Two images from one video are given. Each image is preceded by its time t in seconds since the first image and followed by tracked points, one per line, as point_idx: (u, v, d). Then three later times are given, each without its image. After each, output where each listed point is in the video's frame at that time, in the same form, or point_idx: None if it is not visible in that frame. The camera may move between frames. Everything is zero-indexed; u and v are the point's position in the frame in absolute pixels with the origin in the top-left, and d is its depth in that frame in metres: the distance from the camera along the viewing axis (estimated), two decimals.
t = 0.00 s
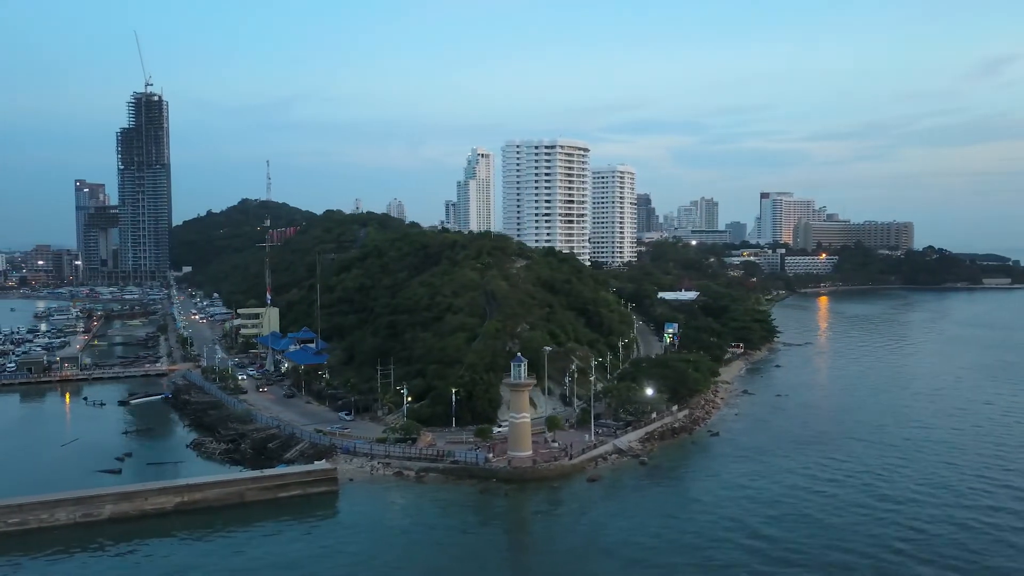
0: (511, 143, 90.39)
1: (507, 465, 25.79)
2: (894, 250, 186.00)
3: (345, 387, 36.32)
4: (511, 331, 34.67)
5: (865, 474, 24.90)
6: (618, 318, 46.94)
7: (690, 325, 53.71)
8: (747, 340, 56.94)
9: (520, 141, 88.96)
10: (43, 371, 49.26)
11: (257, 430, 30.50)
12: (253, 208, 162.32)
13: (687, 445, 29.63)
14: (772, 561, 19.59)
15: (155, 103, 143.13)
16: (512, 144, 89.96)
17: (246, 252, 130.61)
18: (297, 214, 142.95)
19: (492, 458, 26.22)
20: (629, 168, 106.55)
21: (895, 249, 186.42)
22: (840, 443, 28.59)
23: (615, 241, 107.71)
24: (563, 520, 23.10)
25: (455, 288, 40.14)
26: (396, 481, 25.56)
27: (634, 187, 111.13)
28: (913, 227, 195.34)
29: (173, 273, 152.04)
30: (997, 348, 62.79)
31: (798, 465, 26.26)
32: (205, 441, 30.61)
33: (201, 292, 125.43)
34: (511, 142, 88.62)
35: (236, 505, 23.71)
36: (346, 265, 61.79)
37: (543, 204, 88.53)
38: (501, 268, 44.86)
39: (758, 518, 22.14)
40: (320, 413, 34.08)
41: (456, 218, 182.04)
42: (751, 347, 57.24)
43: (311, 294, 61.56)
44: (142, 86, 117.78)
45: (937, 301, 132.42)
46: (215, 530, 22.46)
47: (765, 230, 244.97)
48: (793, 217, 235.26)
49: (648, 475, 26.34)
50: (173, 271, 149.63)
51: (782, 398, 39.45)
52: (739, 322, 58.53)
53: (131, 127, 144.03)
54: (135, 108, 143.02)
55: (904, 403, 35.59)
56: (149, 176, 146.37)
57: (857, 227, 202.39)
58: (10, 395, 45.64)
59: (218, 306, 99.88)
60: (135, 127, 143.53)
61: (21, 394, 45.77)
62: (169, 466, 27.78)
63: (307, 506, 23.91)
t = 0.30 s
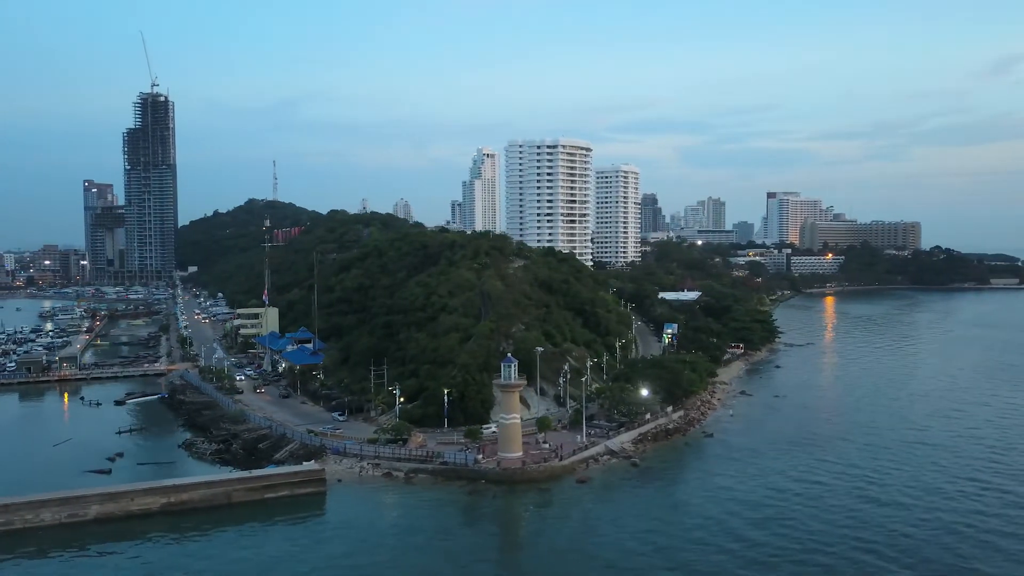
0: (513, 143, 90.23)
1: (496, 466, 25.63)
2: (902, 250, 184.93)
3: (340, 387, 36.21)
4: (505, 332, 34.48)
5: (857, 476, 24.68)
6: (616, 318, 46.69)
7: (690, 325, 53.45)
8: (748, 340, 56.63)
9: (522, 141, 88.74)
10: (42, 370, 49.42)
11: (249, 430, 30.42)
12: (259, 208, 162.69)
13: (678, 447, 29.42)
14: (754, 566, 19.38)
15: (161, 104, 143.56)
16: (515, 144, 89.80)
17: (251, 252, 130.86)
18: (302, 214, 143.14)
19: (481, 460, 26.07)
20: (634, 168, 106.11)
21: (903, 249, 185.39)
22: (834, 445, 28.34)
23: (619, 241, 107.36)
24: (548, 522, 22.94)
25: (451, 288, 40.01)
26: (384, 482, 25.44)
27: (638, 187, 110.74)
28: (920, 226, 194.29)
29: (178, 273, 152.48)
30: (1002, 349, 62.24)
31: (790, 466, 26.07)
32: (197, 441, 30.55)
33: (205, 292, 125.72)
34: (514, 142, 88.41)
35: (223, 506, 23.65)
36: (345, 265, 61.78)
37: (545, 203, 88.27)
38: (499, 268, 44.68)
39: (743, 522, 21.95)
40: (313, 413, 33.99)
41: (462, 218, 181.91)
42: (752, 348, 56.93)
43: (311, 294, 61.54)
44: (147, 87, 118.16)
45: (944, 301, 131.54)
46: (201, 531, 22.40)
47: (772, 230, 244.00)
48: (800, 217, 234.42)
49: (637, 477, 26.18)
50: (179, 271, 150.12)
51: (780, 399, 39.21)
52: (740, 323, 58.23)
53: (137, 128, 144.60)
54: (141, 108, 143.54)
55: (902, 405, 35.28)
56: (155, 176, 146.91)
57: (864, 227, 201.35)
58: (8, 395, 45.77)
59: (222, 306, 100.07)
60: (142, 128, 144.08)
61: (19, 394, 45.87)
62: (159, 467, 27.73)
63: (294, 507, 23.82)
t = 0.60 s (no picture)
0: (516, 142, 90.08)
1: (484, 467, 25.48)
2: (908, 250, 183.96)
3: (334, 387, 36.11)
4: (499, 332, 34.32)
5: (849, 478, 24.49)
6: (614, 318, 46.48)
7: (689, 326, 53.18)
8: (748, 341, 56.35)
9: (524, 140, 88.51)
10: (41, 370, 49.56)
11: (241, 431, 30.37)
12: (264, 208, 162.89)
13: (669, 448, 29.24)
14: (738, 569, 19.25)
15: (167, 104, 144.07)
16: (517, 143, 89.61)
17: (255, 252, 131.04)
18: (306, 215, 143.33)
19: (470, 461, 25.93)
20: (637, 167, 105.79)
21: (909, 249, 184.40)
22: (827, 447, 28.12)
23: (622, 240, 107.09)
24: (533, 523, 22.81)
25: (446, 288, 39.92)
26: (373, 482, 25.35)
27: (641, 186, 110.37)
28: (927, 226, 193.22)
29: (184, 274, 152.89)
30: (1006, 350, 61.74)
31: (782, 469, 25.89)
32: (189, 442, 30.53)
33: (209, 293, 125.98)
34: (516, 141, 88.23)
35: (209, 507, 23.55)
36: (345, 264, 61.75)
37: (547, 203, 87.96)
38: (495, 268, 44.52)
39: (728, 525, 21.78)
40: (307, 413, 33.93)
41: (467, 218, 181.88)
42: (751, 349, 56.62)
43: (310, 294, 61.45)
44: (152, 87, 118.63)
45: (950, 301, 130.75)
46: (186, 531, 22.34)
47: (778, 229, 243.10)
48: (806, 216, 233.56)
49: (629, 478, 26.00)
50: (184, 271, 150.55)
51: (777, 400, 38.97)
52: (740, 324, 57.97)
53: (143, 128, 145.15)
54: (147, 109, 144.03)
55: (899, 406, 35.01)
56: (160, 176, 147.34)
57: (871, 227, 200.38)
58: (7, 394, 45.91)
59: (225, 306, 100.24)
60: (148, 128, 144.62)
61: (17, 394, 45.97)
62: (149, 467, 27.69)
63: (280, 509, 23.73)
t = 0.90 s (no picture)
0: (518, 141, 89.85)
1: (473, 468, 25.36)
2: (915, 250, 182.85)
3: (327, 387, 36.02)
4: (492, 333, 34.17)
5: (839, 481, 24.31)
6: (612, 318, 46.26)
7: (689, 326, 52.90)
8: (747, 342, 56.05)
9: (526, 140, 88.28)
10: (39, 370, 49.69)
11: (232, 431, 30.33)
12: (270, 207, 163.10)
13: (661, 449, 29.03)
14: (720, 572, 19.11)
15: (173, 104, 144.50)
16: (519, 142, 89.38)
17: (259, 251, 131.21)
18: (310, 215, 143.45)
19: (459, 462, 25.80)
20: (640, 167, 105.43)
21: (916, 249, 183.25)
22: (820, 449, 27.89)
23: (626, 240, 106.76)
24: (519, 524, 22.69)
25: (441, 288, 39.80)
26: (361, 483, 25.24)
27: (645, 186, 109.98)
28: (934, 226, 192.01)
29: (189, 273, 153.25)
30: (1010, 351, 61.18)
31: (773, 471, 25.71)
32: (181, 442, 30.52)
33: (213, 292, 126.24)
34: (518, 141, 88.02)
35: (195, 507, 23.53)
36: (344, 264, 61.75)
37: (548, 202, 87.69)
38: (492, 267, 44.38)
39: (714, 529, 21.59)
40: (300, 414, 33.87)
41: (472, 218, 181.70)
42: (751, 349, 56.31)
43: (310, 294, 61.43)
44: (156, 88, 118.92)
45: (957, 302, 129.79)
46: (171, 532, 22.32)
47: (785, 229, 242.06)
48: (812, 216, 232.53)
49: (617, 480, 25.86)
50: (189, 271, 150.93)
51: (774, 401, 38.70)
52: (740, 325, 57.66)
53: (149, 128, 145.65)
54: (153, 109, 144.49)
55: (896, 408, 34.70)
56: (166, 176, 147.70)
57: (877, 227, 199.30)
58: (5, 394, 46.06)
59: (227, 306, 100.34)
60: (153, 128, 145.09)
61: (15, 393, 46.12)
62: (139, 467, 27.69)
63: (266, 509, 23.67)
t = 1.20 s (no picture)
0: (519, 141, 89.75)
1: (461, 470, 25.25)
2: (922, 250, 181.80)
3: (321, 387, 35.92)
4: (486, 333, 34.04)
5: (828, 484, 24.12)
6: (609, 318, 46.07)
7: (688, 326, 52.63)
8: (747, 342, 55.78)
9: (527, 139, 88.14)
10: (38, 370, 49.79)
11: (223, 431, 30.29)
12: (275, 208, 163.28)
13: (652, 451, 28.84)
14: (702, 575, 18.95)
15: (178, 104, 144.99)
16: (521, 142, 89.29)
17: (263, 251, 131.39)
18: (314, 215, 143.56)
19: (447, 463, 25.67)
20: (643, 167, 105.21)
21: (923, 248, 182.23)
22: (812, 452, 27.65)
23: (629, 240, 106.52)
24: (505, 526, 22.56)
25: (437, 288, 39.72)
26: (349, 485, 25.13)
27: (648, 186, 109.73)
28: (942, 225, 190.82)
29: (194, 273, 153.61)
30: (1014, 351, 60.70)
31: (763, 473, 25.53)
32: (172, 442, 30.50)
33: (217, 292, 126.48)
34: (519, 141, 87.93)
35: (181, 507, 23.47)
36: (343, 265, 61.75)
37: (550, 202, 87.48)
38: (488, 267, 44.26)
39: (699, 532, 21.41)
40: (292, 414, 33.80)
41: (477, 218, 181.59)
42: (751, 349, 56.04)
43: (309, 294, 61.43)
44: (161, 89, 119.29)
45: (964, 302, 128.91)
46: (154, 532, 22.26)
47: (791, 229, 241.18)
48: (819, 216, 231.54)
49: (606, 481, 25.69)
50: (194, 271, 151.26)
51: (771, 402, 38.47)
52: (740, 326, 57.42)
53: (154, 129, 146.16)
54: (159, 109, 145.05)
55: (893, 409, 34.42)
56: (171, 176, 148.06)
57: (884, 226, 198.34)
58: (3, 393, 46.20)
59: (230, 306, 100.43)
60: (159, 129, 145.57)
61: (13, 393, 46.26)
62: (129, 468, 27.69)
63: (252, 511, 23.59)
